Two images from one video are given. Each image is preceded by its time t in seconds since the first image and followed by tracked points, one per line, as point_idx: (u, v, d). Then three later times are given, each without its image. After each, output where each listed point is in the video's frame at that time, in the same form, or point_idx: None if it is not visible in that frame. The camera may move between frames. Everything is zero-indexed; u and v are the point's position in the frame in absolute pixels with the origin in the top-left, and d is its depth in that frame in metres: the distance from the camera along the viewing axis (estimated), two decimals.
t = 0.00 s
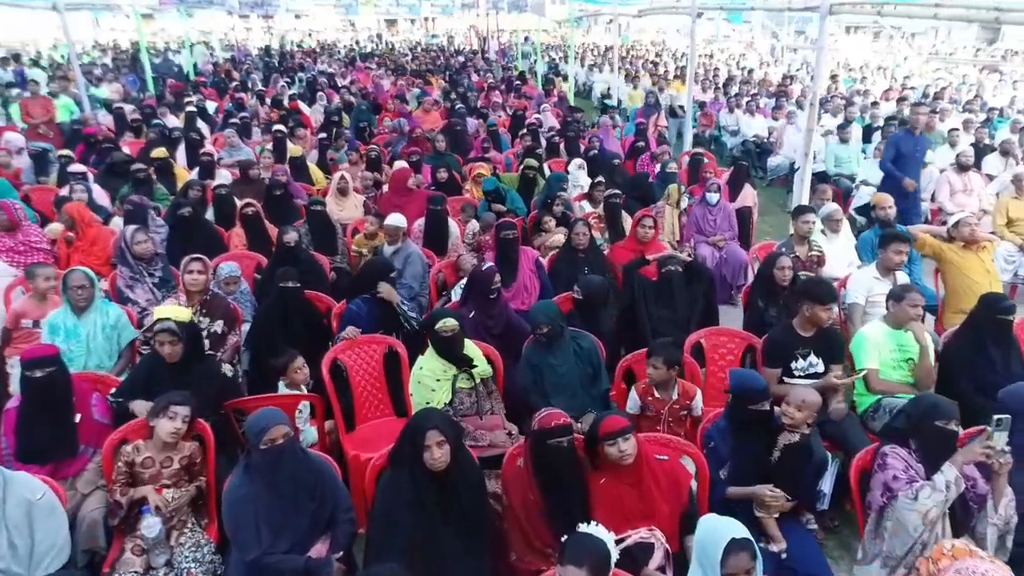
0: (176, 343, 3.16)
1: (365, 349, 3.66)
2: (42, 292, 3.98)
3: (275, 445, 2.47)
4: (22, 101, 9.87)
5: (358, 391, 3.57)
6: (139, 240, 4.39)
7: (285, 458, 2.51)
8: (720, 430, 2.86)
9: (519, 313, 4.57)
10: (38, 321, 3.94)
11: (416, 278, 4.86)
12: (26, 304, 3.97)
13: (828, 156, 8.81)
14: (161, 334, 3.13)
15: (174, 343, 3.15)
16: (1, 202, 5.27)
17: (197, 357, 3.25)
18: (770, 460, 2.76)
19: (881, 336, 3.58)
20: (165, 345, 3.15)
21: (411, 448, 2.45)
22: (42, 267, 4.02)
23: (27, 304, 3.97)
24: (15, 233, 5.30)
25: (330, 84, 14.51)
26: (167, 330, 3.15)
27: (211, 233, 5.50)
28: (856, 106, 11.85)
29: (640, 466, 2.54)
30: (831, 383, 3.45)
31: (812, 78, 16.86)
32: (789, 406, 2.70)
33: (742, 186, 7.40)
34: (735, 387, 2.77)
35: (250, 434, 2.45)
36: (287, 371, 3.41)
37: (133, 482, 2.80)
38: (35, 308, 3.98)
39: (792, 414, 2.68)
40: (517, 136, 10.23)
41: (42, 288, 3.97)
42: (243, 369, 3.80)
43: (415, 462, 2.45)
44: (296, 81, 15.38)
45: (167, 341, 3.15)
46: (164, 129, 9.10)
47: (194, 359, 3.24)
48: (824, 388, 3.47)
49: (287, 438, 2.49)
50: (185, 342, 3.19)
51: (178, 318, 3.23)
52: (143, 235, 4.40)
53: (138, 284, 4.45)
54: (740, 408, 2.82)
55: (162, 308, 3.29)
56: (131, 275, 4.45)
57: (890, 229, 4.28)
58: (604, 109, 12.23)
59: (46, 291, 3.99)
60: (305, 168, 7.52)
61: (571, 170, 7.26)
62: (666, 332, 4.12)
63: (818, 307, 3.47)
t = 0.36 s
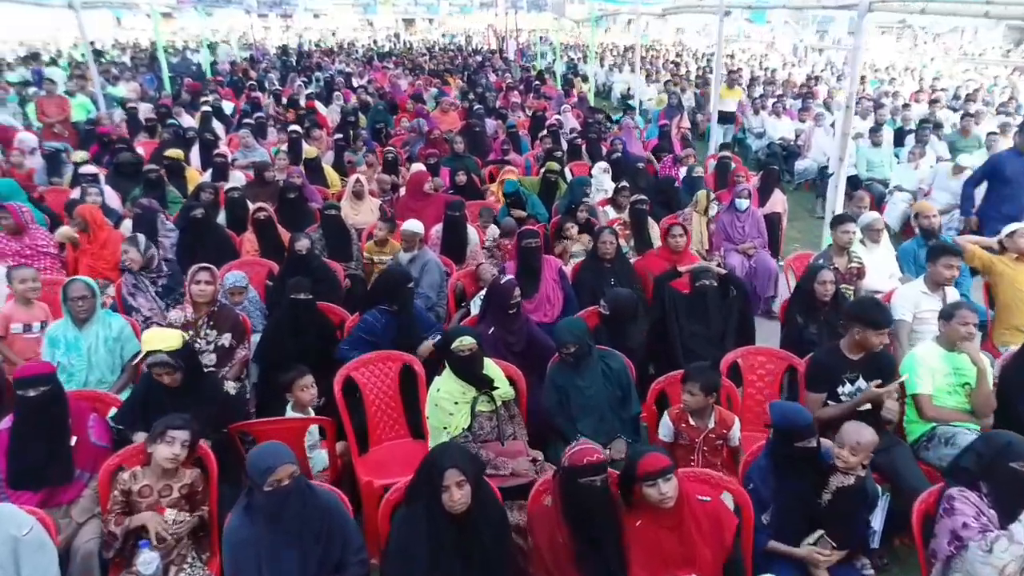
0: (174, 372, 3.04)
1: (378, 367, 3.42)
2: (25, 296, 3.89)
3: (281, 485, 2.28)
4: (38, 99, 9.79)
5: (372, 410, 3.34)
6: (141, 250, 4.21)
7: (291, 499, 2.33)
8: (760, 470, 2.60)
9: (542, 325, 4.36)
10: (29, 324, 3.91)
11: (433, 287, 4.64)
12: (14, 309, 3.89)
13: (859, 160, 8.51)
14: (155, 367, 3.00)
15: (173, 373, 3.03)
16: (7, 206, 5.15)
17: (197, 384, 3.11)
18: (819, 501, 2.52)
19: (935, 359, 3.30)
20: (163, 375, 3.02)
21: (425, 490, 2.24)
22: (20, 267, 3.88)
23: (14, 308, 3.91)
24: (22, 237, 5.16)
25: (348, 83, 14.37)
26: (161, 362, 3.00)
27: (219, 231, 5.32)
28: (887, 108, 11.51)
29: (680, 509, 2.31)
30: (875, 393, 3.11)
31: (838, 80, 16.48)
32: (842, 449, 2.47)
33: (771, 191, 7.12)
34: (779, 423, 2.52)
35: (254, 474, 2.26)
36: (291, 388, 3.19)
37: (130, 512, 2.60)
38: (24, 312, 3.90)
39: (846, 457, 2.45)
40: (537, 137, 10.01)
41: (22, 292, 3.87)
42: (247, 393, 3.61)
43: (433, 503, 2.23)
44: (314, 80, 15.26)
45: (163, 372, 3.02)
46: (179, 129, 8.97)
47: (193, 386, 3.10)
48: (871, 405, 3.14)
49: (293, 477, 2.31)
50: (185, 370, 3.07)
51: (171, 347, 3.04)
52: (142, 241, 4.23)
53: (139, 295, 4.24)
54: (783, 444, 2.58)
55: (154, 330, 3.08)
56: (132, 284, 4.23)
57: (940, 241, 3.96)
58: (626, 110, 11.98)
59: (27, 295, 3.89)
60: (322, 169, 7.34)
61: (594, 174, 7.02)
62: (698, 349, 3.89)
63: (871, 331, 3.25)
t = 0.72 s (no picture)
0: (175, 391, 2.83)
1: (392, 387, 3.22)
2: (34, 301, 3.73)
3: (287, 528, 2.10)
4: (52, 99, 9.71)
5: (385, 433, 3.12)
6: (140, 263, 4.03)
7: (298, 543, 2.12)
8: (811, 513, 2.37)
9: (565, 340, 4.12)
10: (36, 330, 3.74)
11: (450, 297, 4.42)
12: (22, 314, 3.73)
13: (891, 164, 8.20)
14: (157, 386, 2.80)
15: (174, 393, 2.82)
16: (13, 208, 5.00)
17: (199, 402, 2.89)
18: (882, 553, 2.23)
19: (997, 386, 3.03)
20: (163, 395, 2.82)
21: (441, 535, 2.03)
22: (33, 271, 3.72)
23: (20, 313, 3.74)
24: (27, 240, 5.00)
25: (364, 83, 14.22)
26: (162, 379, 2.79)
27: (230, 232, 5.12)
28: (918, 110, 11.16)
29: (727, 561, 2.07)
30: (933, 429, 2.92)
31: (863, 81, 16.14)
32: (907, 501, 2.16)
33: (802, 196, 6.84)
34: (834, 467, 2.25)
35: (259, 512, 2.09)
36: (294, 412, 3.02)
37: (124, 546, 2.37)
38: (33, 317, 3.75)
39: (913, 510, 2.15)
40: (556, 139, 9.78)
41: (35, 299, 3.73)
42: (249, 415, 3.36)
43: (451, 555, 2.01)
44: (330, 79, 15.13)
45: (164, 391, 2.82)
46: (193, 128, 8.84)
47: (195, 405, 2.88)
48: (929, 438, 2.95)
49: (301, 519, 2.12)
50: (187, 390, 2.85)
51: (177, 365, 2.81)
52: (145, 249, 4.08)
53: (138, 309, 4.09)
54: (838, 487, 2.32)
55: (158, 342, 2.84)
56: (133, 296, 4.08)
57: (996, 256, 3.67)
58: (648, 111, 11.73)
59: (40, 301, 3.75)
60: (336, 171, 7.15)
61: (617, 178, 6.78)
62: (733, 367, 3.66)
63: (927, 351, 2.95)
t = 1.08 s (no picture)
0: (170, 411, 2.61)
1: (402, 412, 2.98)
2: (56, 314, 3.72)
3: None
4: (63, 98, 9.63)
5: (395, 461, 2.90)
6: (144, 279, 3.84)
7: None
8: (868, 567, 2.17)
9: (587, 357, 3.87)
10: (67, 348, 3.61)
11: (465, 310, 4.19)
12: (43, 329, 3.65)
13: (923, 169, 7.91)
14: (148, 403, 2.57)
15: (168, 413, 2.60)
16: (14, 213, 4.83)
17: (195, 426, 2.67)
18: None
19: None
20: (157, 415, 2.60)
21: None
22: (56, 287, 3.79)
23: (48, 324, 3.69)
24: (28, 246, 4.84)
25: (379, 83, 14.05)
26: (155, 397, 2.58)
27: (237, 241, 4.93)
28: (948, 112, 10.82)
29: None
30: (992, 464, 2.66)
31: (887, 81, 15.78)
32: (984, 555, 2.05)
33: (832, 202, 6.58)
34: (905, 523, 2.07)
35: (260, 565, 1.92)
36: (296, 437, 2.81)
37: None
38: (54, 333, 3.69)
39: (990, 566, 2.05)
40: (574, 141, 9.54)
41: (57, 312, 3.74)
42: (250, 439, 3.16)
43: None
44: (344, 79, 14.99)
45: (157, 409, 2.59)
46: (204, 128, 8.69)
47: (191, 429, 2.67)
48: (987, 475, 2.69)
49: None
50: (182, 411, 2.63)
51: (171, 381, 2.60)
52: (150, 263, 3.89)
53: (137, 327, 3.90)
54: (902, 540, 2.14)
55: (154, 362, 2.66)
56: (133, 312, 3.90)
57: None
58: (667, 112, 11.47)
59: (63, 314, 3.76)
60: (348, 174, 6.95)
61: (639, 182, 6.53)
62: (768, 390, 3.40)
63: (985, 377, 2.69)
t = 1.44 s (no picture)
0: (159, 439, 2.37)
1: (414, 441, 2.75)
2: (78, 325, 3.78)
3: None
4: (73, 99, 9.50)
5: (406, 494, 2.67)
6: (148, 298, 3.62)
7: None
8: None
9: (610, 377, 3.62)
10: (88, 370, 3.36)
11: (480, 325, 3.95)
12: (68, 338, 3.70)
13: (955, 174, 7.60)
14: (135, 429, 2.33)
15: (157, 441, 2.35)
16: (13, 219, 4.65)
17: (189, 454, 2.44)
18: None
19: None
20: (145, 444, 2.35)
21: None
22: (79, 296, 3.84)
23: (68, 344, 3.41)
24: (27, 253, 4.66)
25: (392, 83, 13.86)
26: (141, 422, 2.33)
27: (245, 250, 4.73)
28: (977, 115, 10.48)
29: None
30: None
31: (911, 83, 15.42)
32: None
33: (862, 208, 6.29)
34: None
35: None
36: (297, 470, 2.58)
37: None
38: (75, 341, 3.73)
39: None
40: (592, 144, 9.29)
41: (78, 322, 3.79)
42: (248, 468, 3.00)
43: None
44: (357, 79, 14.82)
45: (145, 436, 2.35)
46: (213, 129, 8.52)
47: (184, 459, 2.44)
48: None
49: None
50: (174, 440, 2.39)
51: (159, 404, 2.37)
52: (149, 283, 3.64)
53: (140, 346, 3.69)
54: None
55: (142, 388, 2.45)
56: (138, 330, 3.70)
57: None
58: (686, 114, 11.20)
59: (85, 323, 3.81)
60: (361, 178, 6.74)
61: (661, 187, 6.27)
62: (808, 418, 3.15)
63: None
